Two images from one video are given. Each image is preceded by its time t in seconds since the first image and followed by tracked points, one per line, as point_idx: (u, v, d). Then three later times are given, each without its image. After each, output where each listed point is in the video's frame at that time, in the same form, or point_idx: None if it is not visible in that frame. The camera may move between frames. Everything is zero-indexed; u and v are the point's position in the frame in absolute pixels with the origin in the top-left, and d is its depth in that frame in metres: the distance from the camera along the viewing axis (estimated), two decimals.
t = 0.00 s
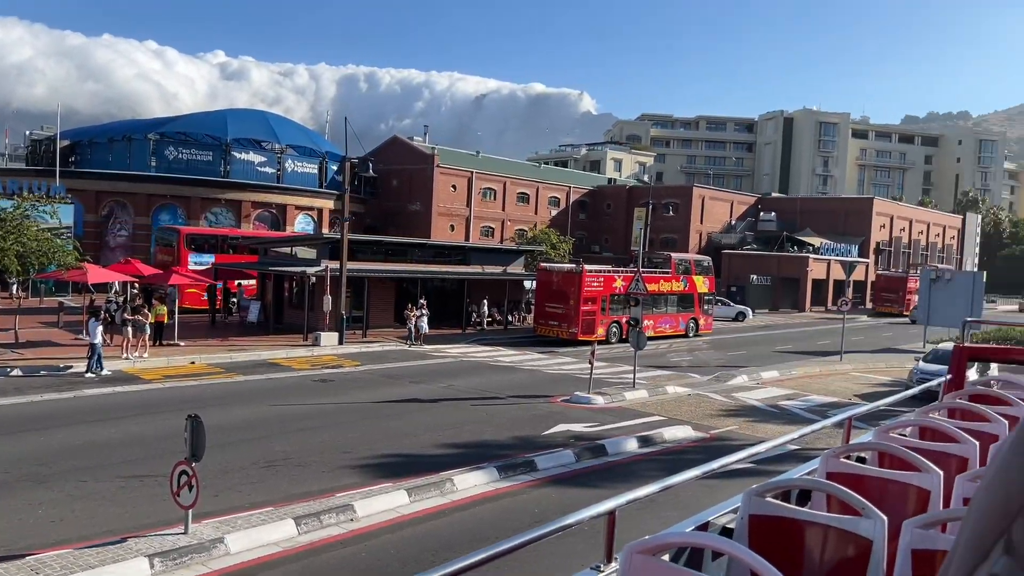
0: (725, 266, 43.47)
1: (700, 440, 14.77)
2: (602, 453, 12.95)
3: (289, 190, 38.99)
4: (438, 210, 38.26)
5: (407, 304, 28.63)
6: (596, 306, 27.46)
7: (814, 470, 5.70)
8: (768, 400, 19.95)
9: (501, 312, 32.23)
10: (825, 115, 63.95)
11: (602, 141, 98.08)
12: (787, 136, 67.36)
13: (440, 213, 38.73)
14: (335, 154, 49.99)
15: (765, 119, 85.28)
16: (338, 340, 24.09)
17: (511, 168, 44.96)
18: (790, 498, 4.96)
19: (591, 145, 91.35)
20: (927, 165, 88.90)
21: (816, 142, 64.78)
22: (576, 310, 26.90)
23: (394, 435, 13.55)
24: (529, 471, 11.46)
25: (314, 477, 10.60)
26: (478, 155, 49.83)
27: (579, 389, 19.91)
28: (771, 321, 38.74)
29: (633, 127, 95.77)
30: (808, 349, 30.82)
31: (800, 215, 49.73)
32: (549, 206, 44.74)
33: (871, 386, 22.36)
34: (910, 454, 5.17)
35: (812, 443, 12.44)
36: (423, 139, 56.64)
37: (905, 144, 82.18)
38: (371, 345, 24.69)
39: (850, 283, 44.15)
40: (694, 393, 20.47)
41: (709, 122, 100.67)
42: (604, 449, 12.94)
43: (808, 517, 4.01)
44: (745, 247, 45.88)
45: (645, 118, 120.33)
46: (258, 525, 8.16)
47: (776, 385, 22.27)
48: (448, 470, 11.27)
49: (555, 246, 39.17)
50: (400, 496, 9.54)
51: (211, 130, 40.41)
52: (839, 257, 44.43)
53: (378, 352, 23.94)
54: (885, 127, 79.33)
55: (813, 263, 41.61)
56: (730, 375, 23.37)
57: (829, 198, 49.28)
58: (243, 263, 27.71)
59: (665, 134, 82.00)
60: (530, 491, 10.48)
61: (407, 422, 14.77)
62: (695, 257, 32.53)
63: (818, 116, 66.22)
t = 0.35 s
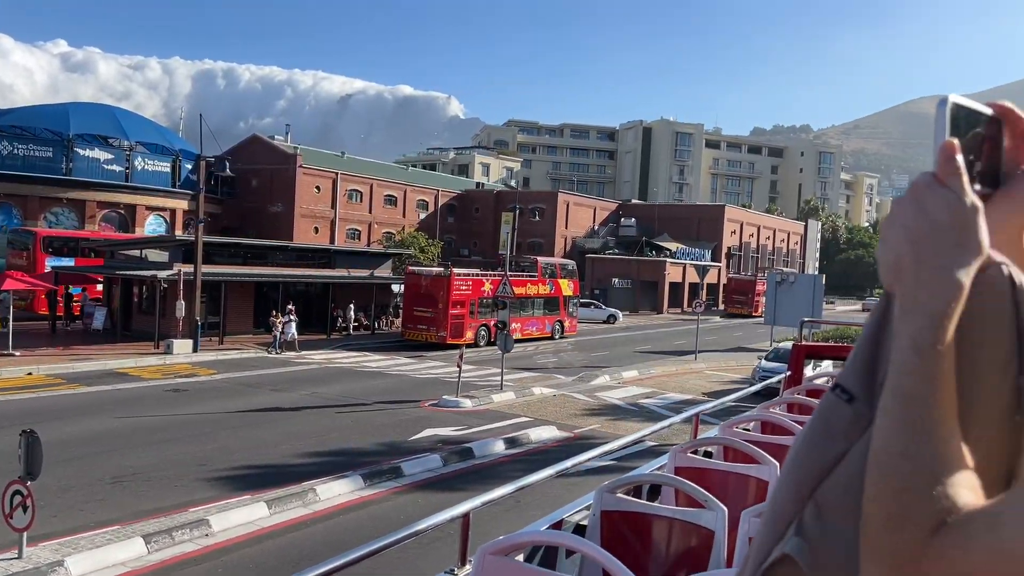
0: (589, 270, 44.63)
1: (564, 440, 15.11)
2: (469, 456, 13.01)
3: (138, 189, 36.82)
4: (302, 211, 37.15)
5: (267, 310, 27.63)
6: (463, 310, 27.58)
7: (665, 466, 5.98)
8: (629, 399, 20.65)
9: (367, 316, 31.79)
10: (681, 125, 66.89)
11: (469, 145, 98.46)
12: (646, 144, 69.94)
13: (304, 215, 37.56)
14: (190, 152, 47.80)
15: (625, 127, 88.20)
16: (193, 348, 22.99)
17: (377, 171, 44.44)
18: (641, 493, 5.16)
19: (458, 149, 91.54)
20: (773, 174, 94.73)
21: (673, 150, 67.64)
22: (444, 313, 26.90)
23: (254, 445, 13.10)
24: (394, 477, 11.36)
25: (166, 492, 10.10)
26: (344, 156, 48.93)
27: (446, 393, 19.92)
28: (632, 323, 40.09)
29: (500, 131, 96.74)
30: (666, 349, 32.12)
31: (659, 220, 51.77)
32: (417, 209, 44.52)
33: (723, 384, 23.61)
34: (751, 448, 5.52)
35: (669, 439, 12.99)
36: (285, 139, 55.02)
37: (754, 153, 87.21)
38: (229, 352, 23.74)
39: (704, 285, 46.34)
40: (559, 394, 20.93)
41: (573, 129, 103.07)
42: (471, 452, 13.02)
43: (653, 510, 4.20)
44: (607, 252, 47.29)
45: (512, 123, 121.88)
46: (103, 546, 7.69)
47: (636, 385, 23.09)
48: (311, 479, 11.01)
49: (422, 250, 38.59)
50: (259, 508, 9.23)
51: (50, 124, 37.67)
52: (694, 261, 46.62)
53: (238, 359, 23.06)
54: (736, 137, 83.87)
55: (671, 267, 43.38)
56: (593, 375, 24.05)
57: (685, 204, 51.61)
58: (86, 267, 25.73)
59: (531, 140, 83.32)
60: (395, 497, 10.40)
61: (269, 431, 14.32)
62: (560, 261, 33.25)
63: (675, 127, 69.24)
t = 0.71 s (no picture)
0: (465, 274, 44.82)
1: (440, 444, 15.13)
2: (343, 464, 12.82)
3: None
4: (163, 214, 35.32)
5: (126, 317, 26.17)
6: (338, 315, 27.09)
7: (537, 467, 6.11)
8: (505, 401, 20.94)
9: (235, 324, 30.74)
10: (556, 132, 68.24)
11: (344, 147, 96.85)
12: (522, 150, 70.98)
13: (165, 217, 35.66)
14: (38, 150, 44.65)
15: (501, 133, 89.20)
16: (42, 359, 21.48)
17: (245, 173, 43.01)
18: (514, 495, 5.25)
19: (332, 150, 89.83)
20: (644, 181, 98.22)
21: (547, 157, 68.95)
22: (317, 319, 26.36)
23: (113, 461, 12.42)
24: (264, 489, 11.03)
25: (12, 514, 9.41)
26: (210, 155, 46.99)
27: (320, 401, 19.55)
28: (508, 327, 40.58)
29: (376, 134, 95.75)
30: (542, 351, 32.73)
31: (533, 225, 52.64)
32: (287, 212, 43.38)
33: (597, 385, 24.25)
34: (618, 448, 5.72)
35: (544, 440, 13.27)
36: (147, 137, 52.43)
37: (625, 161, 90.08)
38: (84, 363, 22.38)
39: (578, 289, 47.48)
40: (436, 399, 20.91)
41: (449, 133, 103.27)
42: (345, 461, 12.80)
43: (522, 511, 4.29)
44: (484, 256, 47.66)
45: (388, 126, 120.82)
46: None
47: (513, 387, 23.43)
48: (175, 494, 10.53)
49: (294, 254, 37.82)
50: (117, 527, 8.76)
51: None
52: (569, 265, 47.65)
53: (94, 370, 21.77)
54: (608, 145, 86.43)
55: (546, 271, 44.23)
56: (470, 379, 24.17)
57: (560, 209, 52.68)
58: None
59: (407, 143, 82.84)
60: (266, 509, 10.10)
61: (129, 445, 13.59)
62: (437, 265, 33.20)
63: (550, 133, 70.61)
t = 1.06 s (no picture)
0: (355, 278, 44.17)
1: (330, 452, 14.88)
2: (227, 475, 12.41)
3: None
4: (27, 216, 32.84)
5: None
6: (220, 321, 26.14)
7: (427, 471, 6.11)
8: (397, 407, 20.77)
9: (109, 331, 29.23)
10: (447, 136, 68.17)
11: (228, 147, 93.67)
12: (412, 153, 70.57)
13: (29, 219, 33.20)
14: None
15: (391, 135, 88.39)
16: None
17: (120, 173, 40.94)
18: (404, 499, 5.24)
19: (215, 150, 86.73)
20: (534, 186, 99.44)
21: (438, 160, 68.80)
22: (198, 325, 25.39)
23: None
24: (141, 504, 10.54)
25: None
26: (81, 153, 44.50)
27: (203, 411, 18.83)
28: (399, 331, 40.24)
29: (260, 133, 93.03)
30: (434, 356, 32.63)
31: (425, 229, 52.47)
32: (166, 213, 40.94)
33: (489, 388, 24.39)
34: (508, 450, 5.79)
35: (436, 445, 13.26)
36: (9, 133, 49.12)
37: (516, 165, 91.03)
38: None
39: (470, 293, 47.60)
40: (325, 406, 20.50)
41: (338, 135, 101.53)
42: (229, 472, 12.39)
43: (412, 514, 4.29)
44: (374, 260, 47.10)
45: (274, 126, 117.68)
46: None
47: (404, 393, 23.27)
48: (43, 513, 9.94)
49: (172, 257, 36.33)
50: None
51: None
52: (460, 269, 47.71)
53: None
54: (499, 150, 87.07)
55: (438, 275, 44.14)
56: (360, 385, 23.82)
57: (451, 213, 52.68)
58: None
59: (294, 145, 80.91)
60: (144, 525, 9.67)
61: None
62: (325, 269, 32.55)
63: (441, 137, 70.53)
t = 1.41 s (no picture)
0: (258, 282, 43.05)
1: (231, 463, 14.46)
2: (121, 489, 11.91)
3: None
4: None
5: None
6: (113, 327, 25.04)
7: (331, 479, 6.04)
8: (302, 414, 20.35)
9: None
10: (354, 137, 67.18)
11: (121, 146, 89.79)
12: (318, 154, 69.29)
13: None
14: None
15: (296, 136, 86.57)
16: None
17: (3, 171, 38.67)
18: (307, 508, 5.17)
19: (108, 149, 82.99)
20: (443, 189, 99.15)
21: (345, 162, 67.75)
22: (90, 332, 24.26)
23: None
24: (26, 522, 10.01)
25: None
26: None
27: (94, 422, 17.99)
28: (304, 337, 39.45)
29: (157, 131, 89.55)
30: (341, 361, 32.14)
31: (331, 232, 51.59)
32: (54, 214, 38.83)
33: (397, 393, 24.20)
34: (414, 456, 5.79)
35: (342, 452, 13.07)
36: None
37: (425, 168, 90.59)
38: None
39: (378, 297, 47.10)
40: (226, 415, 19.91)
41: (240, 135, 98.74)
42: (123, 485, 11.89)
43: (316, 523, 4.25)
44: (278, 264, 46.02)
45: (171, 125, 113.43)
46: None
47: (310, 400, 22.84)
48: None
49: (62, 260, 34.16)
50: None
51: None
52: (368, 273, 47.12)
53: None
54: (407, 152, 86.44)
55: (345, 279, 43.50)
56: (263, 393, 23.22)
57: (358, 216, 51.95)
58: None
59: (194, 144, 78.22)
60: (30, 543, 9.18)
61: None
62: (227, 272, 31.58)
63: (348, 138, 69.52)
